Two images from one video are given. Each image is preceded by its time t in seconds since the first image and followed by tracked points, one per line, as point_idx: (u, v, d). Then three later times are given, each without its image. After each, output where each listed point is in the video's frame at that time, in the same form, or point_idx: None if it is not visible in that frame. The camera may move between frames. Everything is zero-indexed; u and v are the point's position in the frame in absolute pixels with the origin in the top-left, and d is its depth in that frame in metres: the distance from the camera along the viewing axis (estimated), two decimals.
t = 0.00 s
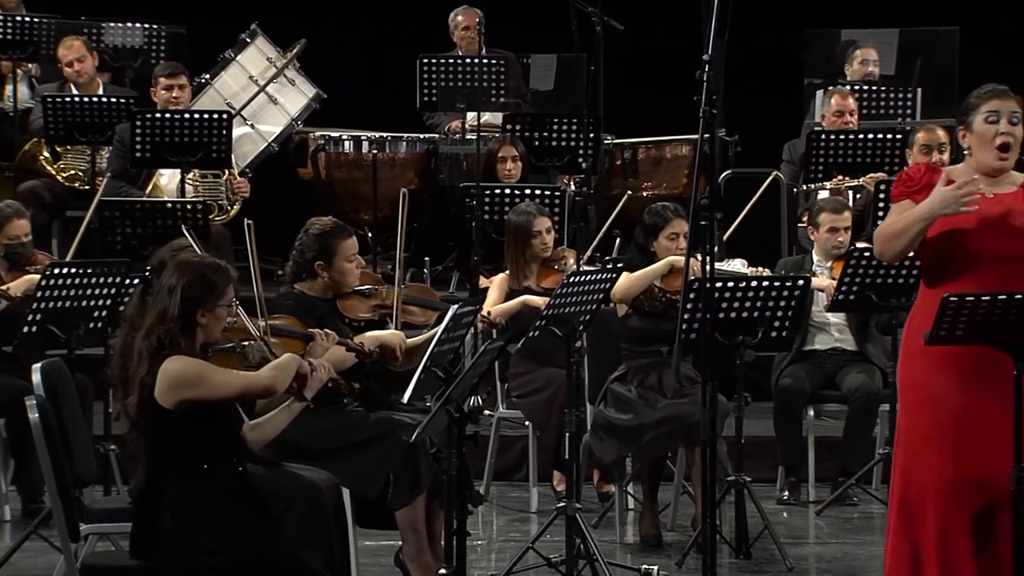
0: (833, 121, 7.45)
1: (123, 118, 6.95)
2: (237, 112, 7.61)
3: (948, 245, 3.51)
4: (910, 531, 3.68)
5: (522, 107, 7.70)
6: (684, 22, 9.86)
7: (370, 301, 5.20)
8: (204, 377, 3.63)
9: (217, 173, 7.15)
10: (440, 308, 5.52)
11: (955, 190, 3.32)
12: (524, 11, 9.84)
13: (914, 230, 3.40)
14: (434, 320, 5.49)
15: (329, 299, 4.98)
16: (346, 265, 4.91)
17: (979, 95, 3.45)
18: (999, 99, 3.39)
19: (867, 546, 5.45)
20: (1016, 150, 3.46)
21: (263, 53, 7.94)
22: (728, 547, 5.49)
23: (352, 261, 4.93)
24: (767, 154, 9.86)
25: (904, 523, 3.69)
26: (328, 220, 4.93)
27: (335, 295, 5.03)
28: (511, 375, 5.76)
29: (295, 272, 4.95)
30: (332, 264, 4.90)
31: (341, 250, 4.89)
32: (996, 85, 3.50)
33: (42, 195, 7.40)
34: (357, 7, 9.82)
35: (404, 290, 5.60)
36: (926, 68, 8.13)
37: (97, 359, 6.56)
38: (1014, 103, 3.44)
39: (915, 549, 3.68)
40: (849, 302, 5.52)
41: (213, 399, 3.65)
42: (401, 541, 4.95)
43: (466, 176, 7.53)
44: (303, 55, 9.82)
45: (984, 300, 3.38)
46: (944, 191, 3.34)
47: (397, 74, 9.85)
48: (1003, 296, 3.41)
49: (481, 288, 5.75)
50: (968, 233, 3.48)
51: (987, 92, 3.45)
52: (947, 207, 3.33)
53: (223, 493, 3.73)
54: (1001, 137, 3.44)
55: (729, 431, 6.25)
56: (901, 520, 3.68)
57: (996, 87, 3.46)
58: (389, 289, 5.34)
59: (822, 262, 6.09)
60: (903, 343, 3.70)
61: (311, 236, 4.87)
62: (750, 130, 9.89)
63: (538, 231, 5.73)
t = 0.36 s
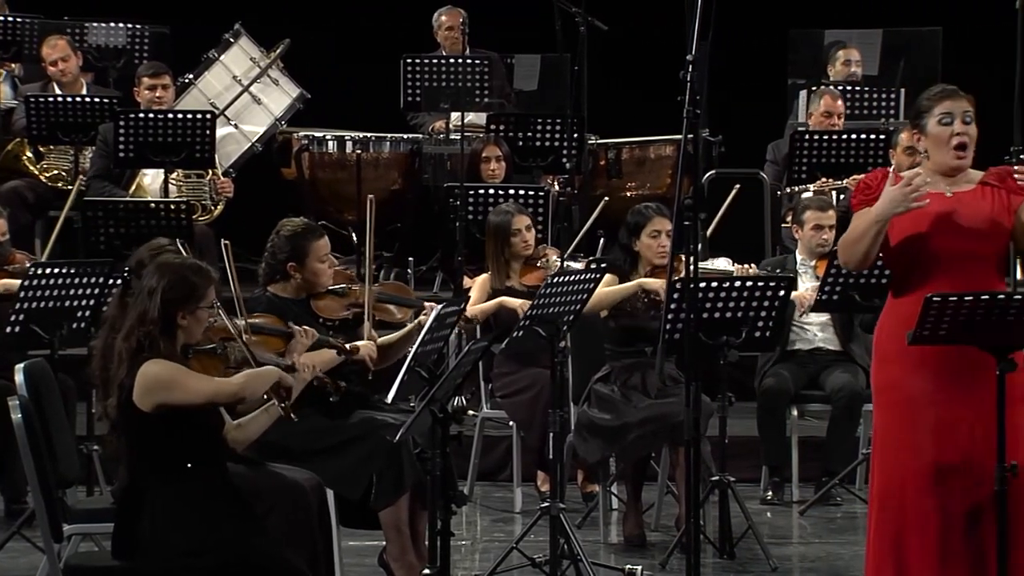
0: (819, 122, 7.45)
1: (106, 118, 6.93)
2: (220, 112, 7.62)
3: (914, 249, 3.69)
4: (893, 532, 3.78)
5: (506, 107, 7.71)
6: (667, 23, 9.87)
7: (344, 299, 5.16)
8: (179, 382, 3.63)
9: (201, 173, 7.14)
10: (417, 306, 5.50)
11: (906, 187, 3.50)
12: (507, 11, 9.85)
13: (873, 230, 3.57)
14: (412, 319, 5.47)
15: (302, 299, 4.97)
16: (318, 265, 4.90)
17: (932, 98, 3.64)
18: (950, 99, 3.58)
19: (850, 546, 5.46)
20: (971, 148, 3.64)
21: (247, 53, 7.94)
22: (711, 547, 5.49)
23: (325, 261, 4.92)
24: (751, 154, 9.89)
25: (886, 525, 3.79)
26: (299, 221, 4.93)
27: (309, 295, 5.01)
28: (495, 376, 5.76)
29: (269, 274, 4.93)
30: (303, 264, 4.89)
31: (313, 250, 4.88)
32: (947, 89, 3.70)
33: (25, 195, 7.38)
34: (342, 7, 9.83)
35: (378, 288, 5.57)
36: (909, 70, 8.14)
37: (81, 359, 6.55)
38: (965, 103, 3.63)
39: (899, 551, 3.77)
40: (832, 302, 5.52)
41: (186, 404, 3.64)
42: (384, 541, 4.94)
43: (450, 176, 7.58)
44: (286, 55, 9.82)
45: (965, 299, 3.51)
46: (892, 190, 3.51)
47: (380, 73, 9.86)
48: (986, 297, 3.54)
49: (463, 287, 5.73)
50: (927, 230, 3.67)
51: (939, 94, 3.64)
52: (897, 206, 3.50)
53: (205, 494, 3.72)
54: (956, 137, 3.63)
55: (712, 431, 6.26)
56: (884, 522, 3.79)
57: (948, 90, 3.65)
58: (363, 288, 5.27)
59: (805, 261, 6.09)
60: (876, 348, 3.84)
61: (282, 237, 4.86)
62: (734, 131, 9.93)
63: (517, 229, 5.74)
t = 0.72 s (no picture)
0: (803, 122, 7.46)
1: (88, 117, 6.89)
2: (202, 112, 7.61)
3: (886, 252, 3.73)
4: (873, 530, 3.80)
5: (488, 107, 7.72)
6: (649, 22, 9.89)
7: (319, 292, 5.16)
8: (153, 386, 3.64)
9: (183, 172, 7.14)
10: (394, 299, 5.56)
11: (867, 189, 3.57)
12: (487, 11, 9.88)
13: (839, 234, 3.65)
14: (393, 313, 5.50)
15: (277, 295, 4.99)
16: (289, 259, 4.90)
17: (895, 100, 3.69)
18: (913, 100, 3.63)
19: (832, 545, 5.47)
20: (938, 147, 3.68)
21: (229, 53, 7.89)
22: (693, 547, 5.49)
23: (296, 255, 4.92)
24: (732, 156, 9.95)
25: (867, 523, 3.81)
26: (267, 217, 4.93)
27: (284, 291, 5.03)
28: (477, 376, 5.78)
29: (242, 275, 4.94)
30: (274, 259, 4.88)
31: (283, 244, 4.88)
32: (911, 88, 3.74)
33: (7, 196, 7.37)
34: (325, 8, 9.83)
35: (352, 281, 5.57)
36: (890, 71, 8.15)
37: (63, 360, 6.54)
38: (929, 103, 3.67)
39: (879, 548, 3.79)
40: (813, 302, 5.54)
41: (157, 408, 3.65)
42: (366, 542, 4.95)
43: (432, 176, 7.52)
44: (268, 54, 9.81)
45: (949, 299, 3.55)
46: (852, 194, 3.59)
47: (360, 71, 9.86)
48: (966, 297, 3.58)
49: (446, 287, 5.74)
50: (899, 233, 3.71)
51: (903, 96, 3.69)
52: (858, 210, 3.58)
53: (189, 495, 3.73)
54: (923, 137, 3.66)
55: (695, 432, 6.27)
56: (864, 520, 3.81)
57: (911, 90, 3.69)
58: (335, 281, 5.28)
59: (787, 261, 6.11)
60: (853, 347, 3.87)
61: (252, 234, 4.87)
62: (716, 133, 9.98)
63: (504, 230, 5.77)
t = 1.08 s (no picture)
0: (784, 122, 7.47)
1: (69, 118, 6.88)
2: (183, 112, 7.60)
3: (862, 255, 3.75)
4: (853, 532, 3.82)
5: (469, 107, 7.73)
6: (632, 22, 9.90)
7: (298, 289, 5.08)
8: (129, 393, 3.63)
9: (164, 172, 7.13)
10: (370, 295, 5.55)
11: (834, 195, 3.59)
12: (470, 11, 9.88)
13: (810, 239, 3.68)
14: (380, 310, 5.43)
15: (256, 293, 5.00)
16: (267, 255, 4.93)
17: (868, 102, 3.72)
18: (884, 101, 3.66)
19: (814, 545, 5.47)
20: (912, 148, 3.71)
21: (211, 53, 7.93)
22: (675, 547, 5.49)
23: (274, 251, 4.95)
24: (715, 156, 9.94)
25: (846, 525, 3.83)
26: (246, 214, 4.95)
27: (263, 288, 5.03)
28: (460, 376, 5.78)
29: (219, 274, 4.97)
30: (253, 255, 4.91)
31: (261, 241, 4.90)
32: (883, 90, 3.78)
33: None
34: (307, 7, 9.84)
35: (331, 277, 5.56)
36: (872, 70, 8.16)
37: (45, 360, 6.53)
38: (901, 103, 3.71)
39: (858, 550, 3.81)
40: (795, 302, 5.55)
41: (130, 415, 3.64)
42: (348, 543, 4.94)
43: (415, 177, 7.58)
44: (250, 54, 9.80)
45: (931, 299, 3.54)
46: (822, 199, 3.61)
47: (343, 71, 9.86)
48: (949, 297, 3.56)
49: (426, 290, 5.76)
50: (874, 236, 3.73)
51: (874, 98, 3.73)
52: (828, 216, 3.60)
53: (170, 496, 3.72)
54: (896, 138, 3.70)
55: (677, 432, 6.27)
56: (843, 522, 3.83)
57: (883, 92, 3.73)
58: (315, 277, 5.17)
59: (769, 261, 6.11)
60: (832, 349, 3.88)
61: (230, 231, 4.89)
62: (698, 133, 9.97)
63: (491, 231, 5.74)
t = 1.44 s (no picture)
0: (765, 122, 7.48)
1: (49, 118, 6.89)
2: (164, 112, 7.60)
3: (841, 258, 3.75)
4: (831, 532, 3.82)
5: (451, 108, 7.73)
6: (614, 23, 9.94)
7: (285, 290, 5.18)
8: (104, 399, 3.63)
9: (145, 172, 7.12)
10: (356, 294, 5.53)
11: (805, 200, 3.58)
12: (452, 11, 9.90)
13: (785, 245, 3.68)
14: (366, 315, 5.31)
15: (244, 291, 5.04)
16: (257, 250, 4.99)
17: (847, 103, 3.72)
18: (863, 103, 3.67)
19: (795, 545, 5.48)
20: (890, 150, 3.72)
21: (192, 53, 7.88)
22: (657, 547, 5.49)
23: (264, 247, 5.01)
24: (695, 156, 9.97)
25: (825, 526, 3.83)
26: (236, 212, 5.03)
27: (250, 286, 5.10)
28: (441, 376, 5.78)
29: (209, 270, 5.01)
30: (243, 250, 4.97)
31: (251, 237, 4.97)
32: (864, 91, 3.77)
33: None
34: (289, 8, 9.84)
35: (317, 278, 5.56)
36: (853, 71, 8.19)
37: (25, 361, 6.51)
38: (880, 105, 3.71)
39: (837, 551, 3.81)
40: (776, 303, 5.56)
41: (102, 422, 3.64)
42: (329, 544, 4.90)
43: (395, 177, 7.54)
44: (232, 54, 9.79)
45: (912, 299, 3.54)
46: (792, 206, 3.62)
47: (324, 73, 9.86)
48: (930, 297, 3.56)
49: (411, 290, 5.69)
50: (850, 239, 3.73)
51: (854, 99, 3.73)
52: (798, 223, 3.60)
53: (149, 498, 3.69)
54: (874, 140, 3.70)
55: (658, 431, 6.28)
56: (822, 522, 3.83)
57: (863, 93, 3.73)
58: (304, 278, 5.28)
59: (750, 260, 6.13)
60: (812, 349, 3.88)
61: (220, 227, 4.96)
62: (678, 133, 10.00)
63: (477, 233, 5.71)
